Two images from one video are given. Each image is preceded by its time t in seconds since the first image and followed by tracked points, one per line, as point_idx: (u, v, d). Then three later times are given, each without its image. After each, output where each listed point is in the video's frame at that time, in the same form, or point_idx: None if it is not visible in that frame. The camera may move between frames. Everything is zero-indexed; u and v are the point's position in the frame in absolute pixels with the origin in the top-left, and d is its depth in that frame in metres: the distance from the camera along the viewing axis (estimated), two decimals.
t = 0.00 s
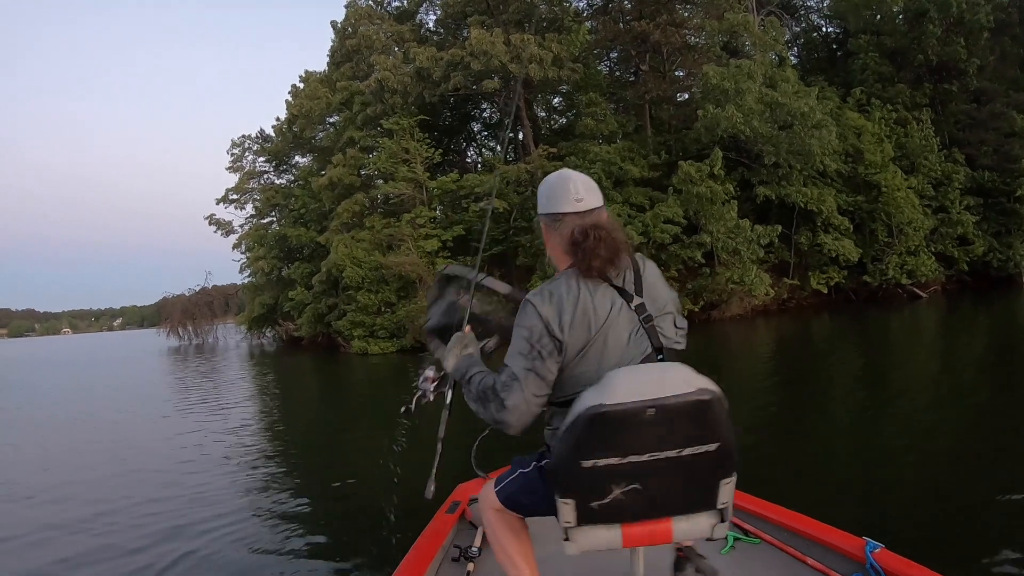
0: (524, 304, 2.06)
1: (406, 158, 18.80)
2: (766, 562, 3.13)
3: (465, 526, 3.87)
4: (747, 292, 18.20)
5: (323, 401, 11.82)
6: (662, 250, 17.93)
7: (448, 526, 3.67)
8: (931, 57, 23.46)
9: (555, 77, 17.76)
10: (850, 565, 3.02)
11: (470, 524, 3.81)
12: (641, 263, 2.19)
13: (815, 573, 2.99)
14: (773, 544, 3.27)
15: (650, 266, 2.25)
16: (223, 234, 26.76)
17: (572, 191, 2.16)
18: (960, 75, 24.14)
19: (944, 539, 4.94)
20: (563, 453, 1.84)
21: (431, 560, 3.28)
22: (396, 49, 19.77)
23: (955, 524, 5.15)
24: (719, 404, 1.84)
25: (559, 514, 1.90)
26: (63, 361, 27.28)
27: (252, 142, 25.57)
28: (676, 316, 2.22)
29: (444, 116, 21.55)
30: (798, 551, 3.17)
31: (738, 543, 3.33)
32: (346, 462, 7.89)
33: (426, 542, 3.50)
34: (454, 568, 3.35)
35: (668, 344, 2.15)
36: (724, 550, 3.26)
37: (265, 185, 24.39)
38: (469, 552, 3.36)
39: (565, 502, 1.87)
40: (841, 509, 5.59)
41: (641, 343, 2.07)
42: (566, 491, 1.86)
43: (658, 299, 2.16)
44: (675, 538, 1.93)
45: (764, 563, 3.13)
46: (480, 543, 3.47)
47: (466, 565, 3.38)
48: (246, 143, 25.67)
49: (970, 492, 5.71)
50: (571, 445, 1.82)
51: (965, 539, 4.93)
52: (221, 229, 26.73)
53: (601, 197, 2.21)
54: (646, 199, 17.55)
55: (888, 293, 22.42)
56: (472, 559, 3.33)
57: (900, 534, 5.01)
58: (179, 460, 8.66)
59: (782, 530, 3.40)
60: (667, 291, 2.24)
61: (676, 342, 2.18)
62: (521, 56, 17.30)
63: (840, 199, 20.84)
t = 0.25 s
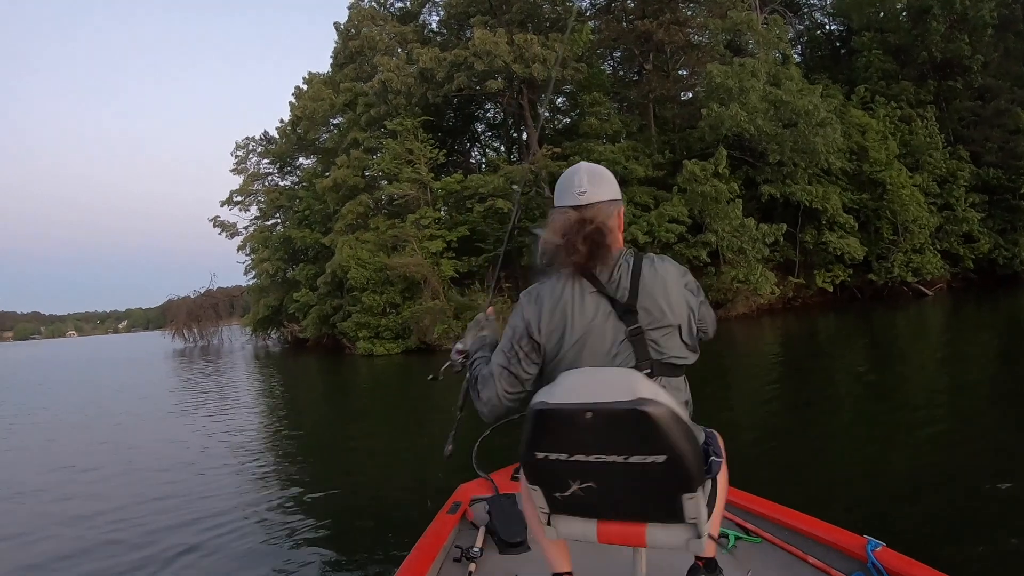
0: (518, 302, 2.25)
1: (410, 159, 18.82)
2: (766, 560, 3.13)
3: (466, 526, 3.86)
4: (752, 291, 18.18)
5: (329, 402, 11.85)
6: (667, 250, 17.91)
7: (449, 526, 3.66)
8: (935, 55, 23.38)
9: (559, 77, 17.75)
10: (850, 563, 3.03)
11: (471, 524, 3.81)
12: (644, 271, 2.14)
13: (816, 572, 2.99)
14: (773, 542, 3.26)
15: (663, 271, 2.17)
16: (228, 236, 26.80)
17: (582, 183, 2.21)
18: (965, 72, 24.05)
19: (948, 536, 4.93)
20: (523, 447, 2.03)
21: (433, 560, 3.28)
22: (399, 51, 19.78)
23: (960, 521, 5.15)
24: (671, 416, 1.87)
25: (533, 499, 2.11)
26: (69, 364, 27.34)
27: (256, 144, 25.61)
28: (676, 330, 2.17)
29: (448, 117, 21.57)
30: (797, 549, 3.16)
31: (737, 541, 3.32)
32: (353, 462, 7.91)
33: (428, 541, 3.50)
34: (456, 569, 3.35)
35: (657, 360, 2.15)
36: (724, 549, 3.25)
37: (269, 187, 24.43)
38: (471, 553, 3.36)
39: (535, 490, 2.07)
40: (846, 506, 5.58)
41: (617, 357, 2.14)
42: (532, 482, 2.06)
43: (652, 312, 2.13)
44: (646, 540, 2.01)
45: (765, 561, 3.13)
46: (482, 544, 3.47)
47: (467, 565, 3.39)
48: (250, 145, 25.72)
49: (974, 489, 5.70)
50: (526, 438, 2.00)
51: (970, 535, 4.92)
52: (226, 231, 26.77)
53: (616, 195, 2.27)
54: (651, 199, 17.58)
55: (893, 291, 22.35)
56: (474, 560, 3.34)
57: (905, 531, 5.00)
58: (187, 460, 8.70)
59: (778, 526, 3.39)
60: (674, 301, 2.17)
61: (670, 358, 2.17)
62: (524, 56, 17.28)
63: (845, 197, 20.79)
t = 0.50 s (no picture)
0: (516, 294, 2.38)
1: (414, 158, 18.82)
2: (768, 556, 3.11)
3: (467, 526, 3.85)
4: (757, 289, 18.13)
5: (334, 402, 11.85)
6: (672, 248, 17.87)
7: (451, 526, 3.64)
8: (940, 51, 23.27)
9: (563, 75, 17.72)
10: (853, 560, 3.00)
11: (473, 524, 3.78)
12: (609, 278, 2.04)
13: (819, 569, 2.97)
14: (775, 540, 3.23)
15: (636, 280, 2.03)
16: (232, 236, 26.82)
17: (580, 177, 2.27)
18: (970, 68, 23.94)
19: (958, 534, 4.90)
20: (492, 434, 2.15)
21: (435, 560, 3.26)
22: (403, 50, 19.77)
23: (970, 519, 5.11)
24: (585, 423, 1.81)
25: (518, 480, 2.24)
26: (76, 364, 27.41)
27: (260, 144, 25.63)
28: (646, 346, 2.02)
29: (452, 116, 21.56)
30: (799, 546, 3.13)
31: (739, 539, 3.30)
32: (358, 462, 7.90)
33: (430, 542, 3.47)
34: (458, 568, 3.33)
35: (619, 376, 2.03)
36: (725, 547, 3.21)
37: (274, 187, 24.45)
38: (473, 552, 3.33)
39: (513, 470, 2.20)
40: (855, 505, 5.55)
41: (575, 367, 2.08)
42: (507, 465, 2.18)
43: (613, 325, 2.01)
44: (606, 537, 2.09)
45: (768, 559, 3.10)
46: (483, 544, 3.45)
47: (469, 565, 3.36)
48: (254, 146, 25.75)
49: (985, 487, 5.66)
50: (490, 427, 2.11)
51: (979, 534, 4.89)
52: (230, 232, 26.82)
53: (618, 193, 2.27)
54: (655, 197, 17.54)
55: (899, 290, 22.28)
56: (476, 560, 3.31)
57: (914, 529, 4.97)
58: (193, 461, 8.70)
59: (778, 523, 3.38)
60: (645, 313, 2.01)
61: (636, 374, 2.03)
62: (528, 54, 17.25)
63: (850, 195, 20.71)
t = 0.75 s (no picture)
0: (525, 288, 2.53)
1: (419, 158, 18.82)
2: (771, 555, 3.10)
3: (470, 526, 3.83)
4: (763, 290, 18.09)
5: (339, 402, 11.85)
6: (677, 248, 17.83)
7: (454, 526, 3.63)
8: (945, 51, 23.18)
9: (568, 75, 17.70)
10: (857, 558, 2.98)
11: (476, 524, 3.77)
12: (567, 281, 2.10)
13: (822, 567, 2.96)
14: (778, 539, 3.22)
15: (592, 284, 2.05)
16: (237, 236, 26.84)
17: (582, 177, 2.44)
18: (975, 68, 23.85)
19: (966, 534, 4.87)
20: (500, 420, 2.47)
21: (438, 559, 3.25)
22: (408, 50, 19.79)
23: (977, 519, 5.08)
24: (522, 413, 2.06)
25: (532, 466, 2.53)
26: (81, 363, 27.47)
27: (265, 144, 25.67)
28: (595, 349, 2.06)
29: (456, 116, 21.56)
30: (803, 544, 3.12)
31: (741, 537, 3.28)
32: (363, 461, 7.89)
33: (433, 542, 3.46)
34: (461, 568, 3.31)
35: (572, 376, 2.12)
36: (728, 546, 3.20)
37: (278, 187, 24.48)
38: (476, 553, 3.32)
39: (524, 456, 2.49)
40: (861, 505, 5.52)
41: (540, 364, 2.21)
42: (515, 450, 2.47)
43: (563, 327, 2.09)
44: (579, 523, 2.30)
45: (771, 557, 3.09)
46: (486, 544, 3.44)
47: (472, 565, 3.34)
48: (259, 145, 25.78)
49: (990, 487, 5.63)
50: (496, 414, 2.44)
51: (985, 533, 4.87)
52: (235, 231, 26.85)
53: (615, 195, 2.42)
54: (661, 197, 17.51)
55: (904, 290, 22.20)
56: (478, 560, 3.29)
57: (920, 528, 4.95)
58: (198, 460, 8.71)
59: (783, 522, 3.36)
60: (593, 318, 2.04)
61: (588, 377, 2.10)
62: (533, 54, 17.22)
63: (855, 195, 20.65)
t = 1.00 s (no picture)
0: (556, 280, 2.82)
1: (424, 157, 18.82)
2: (772, 554, 3.10)
3: (471, 527, 3.83)
4: (768, 290, 18.05)
5: (344, 400, 11.87)
6: (682, 248, 17.80)
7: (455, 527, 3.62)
8: (952, 52, 23.07)
9: (574, 74, 17.67)
10: (858, 557, 2.96)
11: (477, 524, 3.77)
12: (549, 280, 2.42)
13: (823, 566, 2.95)
14: (780, 539, 3.22)
15: (560, 286, 2.35)
16: (242, 234, 26.87)
17: (583, 187, 2.68)
18: (981, 68, 23.75)
19: (968, 533, 4.87)
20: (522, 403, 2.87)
21: (440, 559, 3.25)
22: (413, 49, 19.80)
23: (981, 519, 5.08)
24: (497, 400, 2.48)
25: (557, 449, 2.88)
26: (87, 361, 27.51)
27: (271, 142, 25.71)
28: (555, 345, 2.38)
29: (462, 115, 21.57)
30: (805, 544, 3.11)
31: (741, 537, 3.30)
32: (367, 460, 7.91)
33: (435, 542, 3.46)
34: (462, 568, 3.31)
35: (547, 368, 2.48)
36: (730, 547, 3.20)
37: (283, 185, 24.51)
38: (477, 553, 3.31)
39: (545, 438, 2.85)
40: (864, 505, 5.52)
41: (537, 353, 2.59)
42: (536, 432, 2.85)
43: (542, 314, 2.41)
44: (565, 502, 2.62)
45: (772, 557, 3.09)
46: (487, 544, 3.43)
47: (473, 566, 3.34)
48: (264, 144, 25.81)
49: (994, 487, 5.62)
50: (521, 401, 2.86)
51: (987, 533, 4.87)
52: (240, 230, 26.88)
53: (612, 202, 2.62)
54: (666, 196, 17.48)
55: (910, 291, 22.12)
56: (480, 560, 3.29)
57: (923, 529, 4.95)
58: (204, 458, 8.73)
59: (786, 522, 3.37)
60: (552, 318, 2.35)
61: (553, 370, 2.43)
62: (539, 53, 17.20)
63: (861, 195, 20.60)
